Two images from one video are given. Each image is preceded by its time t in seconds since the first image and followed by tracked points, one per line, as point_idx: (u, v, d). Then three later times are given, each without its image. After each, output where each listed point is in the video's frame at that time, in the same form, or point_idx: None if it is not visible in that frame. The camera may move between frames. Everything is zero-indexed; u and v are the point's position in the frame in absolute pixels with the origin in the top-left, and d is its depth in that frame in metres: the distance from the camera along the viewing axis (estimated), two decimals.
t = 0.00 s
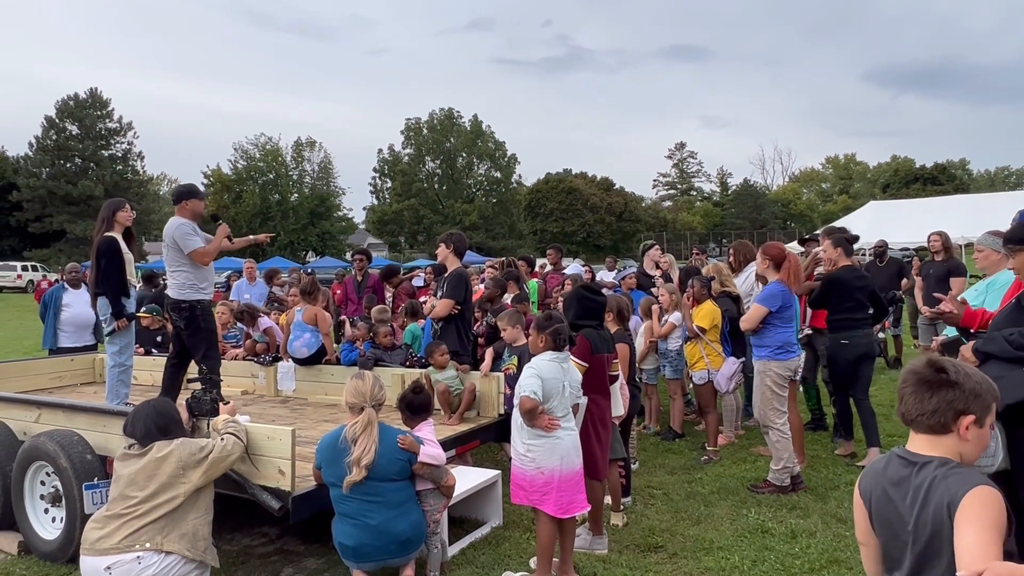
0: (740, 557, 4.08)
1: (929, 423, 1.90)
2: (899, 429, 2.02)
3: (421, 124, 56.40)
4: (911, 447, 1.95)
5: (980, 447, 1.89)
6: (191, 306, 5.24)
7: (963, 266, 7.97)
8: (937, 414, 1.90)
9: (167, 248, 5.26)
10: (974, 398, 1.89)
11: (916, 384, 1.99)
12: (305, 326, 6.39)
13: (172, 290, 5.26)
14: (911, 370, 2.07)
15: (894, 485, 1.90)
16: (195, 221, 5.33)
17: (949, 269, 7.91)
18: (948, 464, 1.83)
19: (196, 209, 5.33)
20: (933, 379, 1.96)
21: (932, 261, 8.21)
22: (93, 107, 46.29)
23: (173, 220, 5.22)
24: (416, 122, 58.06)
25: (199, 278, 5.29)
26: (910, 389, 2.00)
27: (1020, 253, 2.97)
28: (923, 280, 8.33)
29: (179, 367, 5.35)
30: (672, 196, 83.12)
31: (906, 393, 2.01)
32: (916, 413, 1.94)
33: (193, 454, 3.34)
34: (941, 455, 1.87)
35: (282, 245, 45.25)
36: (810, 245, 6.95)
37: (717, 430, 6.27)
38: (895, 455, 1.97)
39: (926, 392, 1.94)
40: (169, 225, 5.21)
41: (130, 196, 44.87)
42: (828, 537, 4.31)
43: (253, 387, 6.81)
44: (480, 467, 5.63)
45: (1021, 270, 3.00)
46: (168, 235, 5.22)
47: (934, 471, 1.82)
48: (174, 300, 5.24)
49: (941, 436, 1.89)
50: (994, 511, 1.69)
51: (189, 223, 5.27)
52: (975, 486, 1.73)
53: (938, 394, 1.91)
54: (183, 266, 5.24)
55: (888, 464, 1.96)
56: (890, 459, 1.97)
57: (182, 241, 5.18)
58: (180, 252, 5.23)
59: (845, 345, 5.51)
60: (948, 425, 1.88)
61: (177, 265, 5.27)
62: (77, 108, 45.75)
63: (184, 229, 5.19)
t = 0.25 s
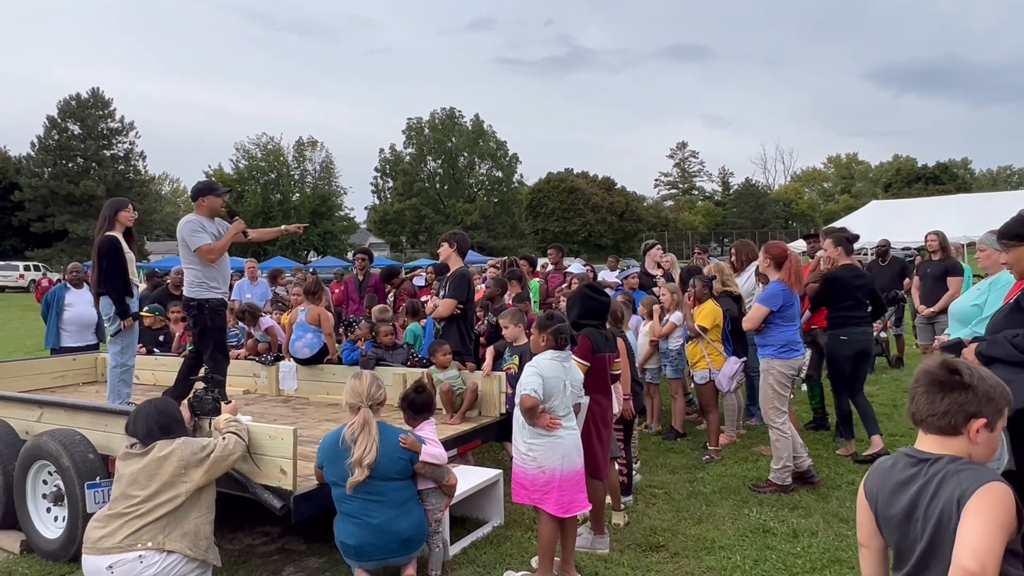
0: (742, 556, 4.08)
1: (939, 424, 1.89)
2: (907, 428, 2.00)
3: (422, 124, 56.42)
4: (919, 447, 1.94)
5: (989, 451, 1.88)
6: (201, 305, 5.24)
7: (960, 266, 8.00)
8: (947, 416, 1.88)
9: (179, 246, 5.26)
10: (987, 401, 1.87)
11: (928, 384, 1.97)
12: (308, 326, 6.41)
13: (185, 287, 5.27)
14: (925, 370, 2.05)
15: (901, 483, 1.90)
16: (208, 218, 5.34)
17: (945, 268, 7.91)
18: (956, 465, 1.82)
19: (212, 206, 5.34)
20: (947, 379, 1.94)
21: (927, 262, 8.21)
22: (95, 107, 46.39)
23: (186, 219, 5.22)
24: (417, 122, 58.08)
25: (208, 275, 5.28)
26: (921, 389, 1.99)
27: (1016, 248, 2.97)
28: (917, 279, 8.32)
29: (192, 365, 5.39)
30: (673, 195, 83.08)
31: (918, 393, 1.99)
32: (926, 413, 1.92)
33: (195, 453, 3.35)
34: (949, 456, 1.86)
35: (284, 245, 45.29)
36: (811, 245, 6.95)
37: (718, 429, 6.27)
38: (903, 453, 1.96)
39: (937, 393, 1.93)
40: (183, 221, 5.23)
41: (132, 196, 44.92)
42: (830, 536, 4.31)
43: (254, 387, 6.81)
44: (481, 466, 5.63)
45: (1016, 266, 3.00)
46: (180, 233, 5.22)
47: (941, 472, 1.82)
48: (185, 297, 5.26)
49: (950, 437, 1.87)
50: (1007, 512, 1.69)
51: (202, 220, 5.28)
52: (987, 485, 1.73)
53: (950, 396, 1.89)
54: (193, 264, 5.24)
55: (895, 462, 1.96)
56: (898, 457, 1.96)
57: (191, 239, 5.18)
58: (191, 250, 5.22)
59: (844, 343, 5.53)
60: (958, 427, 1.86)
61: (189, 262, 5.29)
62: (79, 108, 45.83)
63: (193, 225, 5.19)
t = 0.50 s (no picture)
0: (742, 556, 4.07)
1: (945, 425, 1.88)
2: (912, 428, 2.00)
3: (422, 124, 56.42)
4: (924, 446, 1.94)
5: (994, 454, 1.88)
6: (202, 304, 5.26)
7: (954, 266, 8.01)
8: (954, 417, 1.87)
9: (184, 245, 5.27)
10: (995, 404, 1.87)
11: (935, 385, 1.96)
12: (308, 326, 6.41)
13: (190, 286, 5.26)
14: (932, 370, 2.04)
15: (903, 481, 1.90)
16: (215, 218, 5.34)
17: (940, 268, 7.89)
18: (959, 467, 1.81)
19: (221, 206, 5.35)
20: (955, 381, 1.93)
21: (922, 262, 8.22)
22: (95, 107, 46.42)
23: (192, 218, 5.22)
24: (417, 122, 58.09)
25: (212, 276, 5.25)
26: (928, 390, 1.98)
27: (1015, 247, 2.96)
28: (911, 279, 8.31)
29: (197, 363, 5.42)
30: (674, 195, 83.07)
31: (925, 393, 1.99)
32: (932, 414, 1.92)
33: (195, 453, 3.35)
34: (953, 457, 1.85)
35: (284, 245, 45.31)
36: (811, 245, 6.95)
37: (719, 429, 6.27)
38: (906, 452, 1.96)
39: (945, 394, 1.92)
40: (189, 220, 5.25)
41: (132, 196, 44.93)
42: (831, 536, 4.31)
43: (255, 386, 6.81)
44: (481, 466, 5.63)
45: (1016, 264, 2.98)
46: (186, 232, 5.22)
47: (945, 472, 1.81)
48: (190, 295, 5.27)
49: (956, 439, 1.87)
50: (1008, 514, 1.70)
51: (208, 219, 5.27)
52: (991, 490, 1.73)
53: (957, 398, 1.88)
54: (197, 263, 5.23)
55: (898, 461, 1.95)
56: (901, 456, 1.96)
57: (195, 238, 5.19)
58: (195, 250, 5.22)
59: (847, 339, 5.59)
60: (964, 429, 1.86)
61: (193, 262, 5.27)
62: (80, 108, 45.90)
63: (197, 225, 5.19)
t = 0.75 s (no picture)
0: (741, 556, 4.08)
1: (945, 428, 1.88)
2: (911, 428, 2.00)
3: (422, 124, 56.45)
4: (922, 446, 1.94)
5: (992, 458, 1.88)
6: (206, 304, 5.26)
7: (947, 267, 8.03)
8: (954, 420, 1.87)
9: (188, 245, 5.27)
10: (996, 409, 1.86)
11: (936, 388, 1.96)
12: (307, 327, 6.41)
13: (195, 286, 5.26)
14: (934, 372, 2.03)
15: (898, 479, 1.91)
16: (219, 220, 5.33)
17: (934, 269, 7.91)
18: (955, 470, 1.81)
19: (225, 208, 5.33)
20: (957, 384, 1.93)
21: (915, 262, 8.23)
22: (95, 107, 46.42)
23: (196, 219, 5.22)
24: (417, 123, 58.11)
25: (217, 277, 5.27)
26: (929, 391, 1.97)
27: (1014, 245, 2.96)
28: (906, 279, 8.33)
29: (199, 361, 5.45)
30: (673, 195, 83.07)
31: (926, 395, 1.98)
32: (932, 416, 1.91)
33: (195, 454, 3.35)
34: (950, 459, 1.85)
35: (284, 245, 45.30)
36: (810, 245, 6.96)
37: (718, 429, 6.27)
38: (905, 450, 1.96)
39: (946, 397, 1.91)
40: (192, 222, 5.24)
41: (132, 196, 44.91)
42: (830, 536, 4.31)
43: (254, 387, 6.81)
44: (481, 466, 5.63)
45: (1014, 262, 2.99)
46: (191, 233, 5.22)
47: (940, 473, 1.82)
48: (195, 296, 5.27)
49: (956, 442, 1.87)
50: (1001, 517, 1.70)
51: (212, 222, 5.27)
52: (985, 494, 1.73)
53: (958, 402, 1.88)
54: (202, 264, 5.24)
55: (897, 458, 1.96)
56: (899, 453, 1.97)
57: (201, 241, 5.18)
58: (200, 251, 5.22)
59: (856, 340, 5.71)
60: (964, 432, 1.86)
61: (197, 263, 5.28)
62: (80, 108, 45.91)
63: (201, 227, 5.18)
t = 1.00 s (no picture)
0: (740, 556, 4.08)
1: (940, 427, 1.88)
2: (908, 428, 2.00)
3: (421, 124, 56.45)
4: (918, 444, 1.95)
5: (988, 457, 1.88)
6: (216, 304, 5.26)
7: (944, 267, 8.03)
8: (949, 420, 1.87)
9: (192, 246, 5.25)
10: (991, 409, 1.86)
11: (932, 388, 1.96)
12: (308, 328, 6.42)
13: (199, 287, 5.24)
14: (931, 372, 2.03)
15: (894, 477, 1.91)
16: (221, 219, 5.32)
17: (930, 269, 7.90)
18: (949, 469, 1.81)
19: (224, 207, 5.32)
20: (952, 384, 1.93)
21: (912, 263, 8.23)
22: (94, 107, 46.41)
23: (201, 220, 5.21)
24: (416, 123, 58.12)
25: (223, 276, 5.30)
26: (926, 392, 1.98)
27: (1014, 243, 2.97)
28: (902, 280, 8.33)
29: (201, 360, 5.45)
30: (673, 195, 83.09)
31: (922, 395, 1.99)
32: (927, 417, 1.91)
33: (197, 439, 3.36)
34: (944, 457, 1.86)
35: (283, 246, 45.28)
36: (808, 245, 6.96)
37: (717, 429, 6.28)
38: (901, 449, 1.97)
39: (942, 398, 1.91)
40: (192, 223, 5.23)
41: (131, 196, 44.88)
42: (829, 536, 4.31)
43: (253, 387, 6.81)
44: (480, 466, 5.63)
45: (1012, 260, 2.99)
46: (195, 233, 5.20)
47: (935, 471, 1.82)
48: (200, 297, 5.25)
49: (951, 441, 1.87)
50: (994, 518, 1.70)
51: (214, 221, 5.27)
52: (980, 492, 1.73)
53: (953, 402, 1.88)
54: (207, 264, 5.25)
55: (893, 456, 1.97)
56: (896, 451, 1.97)
57: (209, 241, 5.19)
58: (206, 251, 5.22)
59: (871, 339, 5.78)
60: (959, 432, 1.86)
61: (201, 263, 5.28)
62: (78, 109, 45.89)
63: (206, 227, 5.19)
